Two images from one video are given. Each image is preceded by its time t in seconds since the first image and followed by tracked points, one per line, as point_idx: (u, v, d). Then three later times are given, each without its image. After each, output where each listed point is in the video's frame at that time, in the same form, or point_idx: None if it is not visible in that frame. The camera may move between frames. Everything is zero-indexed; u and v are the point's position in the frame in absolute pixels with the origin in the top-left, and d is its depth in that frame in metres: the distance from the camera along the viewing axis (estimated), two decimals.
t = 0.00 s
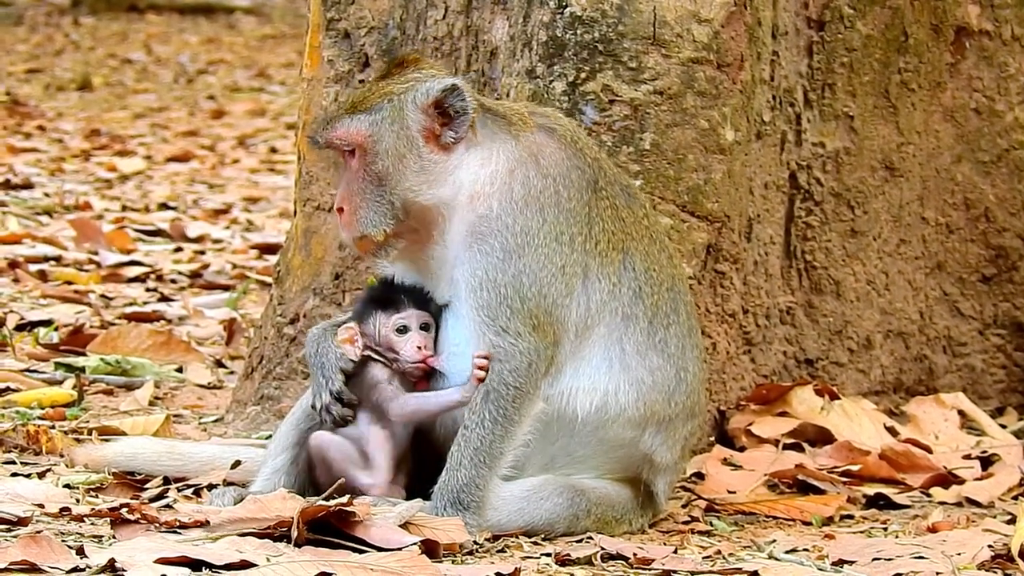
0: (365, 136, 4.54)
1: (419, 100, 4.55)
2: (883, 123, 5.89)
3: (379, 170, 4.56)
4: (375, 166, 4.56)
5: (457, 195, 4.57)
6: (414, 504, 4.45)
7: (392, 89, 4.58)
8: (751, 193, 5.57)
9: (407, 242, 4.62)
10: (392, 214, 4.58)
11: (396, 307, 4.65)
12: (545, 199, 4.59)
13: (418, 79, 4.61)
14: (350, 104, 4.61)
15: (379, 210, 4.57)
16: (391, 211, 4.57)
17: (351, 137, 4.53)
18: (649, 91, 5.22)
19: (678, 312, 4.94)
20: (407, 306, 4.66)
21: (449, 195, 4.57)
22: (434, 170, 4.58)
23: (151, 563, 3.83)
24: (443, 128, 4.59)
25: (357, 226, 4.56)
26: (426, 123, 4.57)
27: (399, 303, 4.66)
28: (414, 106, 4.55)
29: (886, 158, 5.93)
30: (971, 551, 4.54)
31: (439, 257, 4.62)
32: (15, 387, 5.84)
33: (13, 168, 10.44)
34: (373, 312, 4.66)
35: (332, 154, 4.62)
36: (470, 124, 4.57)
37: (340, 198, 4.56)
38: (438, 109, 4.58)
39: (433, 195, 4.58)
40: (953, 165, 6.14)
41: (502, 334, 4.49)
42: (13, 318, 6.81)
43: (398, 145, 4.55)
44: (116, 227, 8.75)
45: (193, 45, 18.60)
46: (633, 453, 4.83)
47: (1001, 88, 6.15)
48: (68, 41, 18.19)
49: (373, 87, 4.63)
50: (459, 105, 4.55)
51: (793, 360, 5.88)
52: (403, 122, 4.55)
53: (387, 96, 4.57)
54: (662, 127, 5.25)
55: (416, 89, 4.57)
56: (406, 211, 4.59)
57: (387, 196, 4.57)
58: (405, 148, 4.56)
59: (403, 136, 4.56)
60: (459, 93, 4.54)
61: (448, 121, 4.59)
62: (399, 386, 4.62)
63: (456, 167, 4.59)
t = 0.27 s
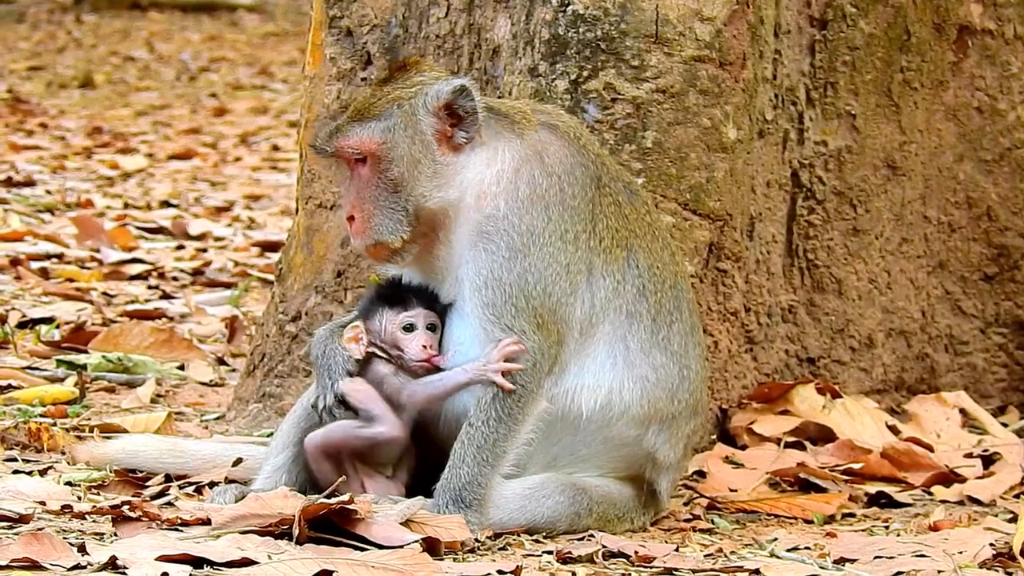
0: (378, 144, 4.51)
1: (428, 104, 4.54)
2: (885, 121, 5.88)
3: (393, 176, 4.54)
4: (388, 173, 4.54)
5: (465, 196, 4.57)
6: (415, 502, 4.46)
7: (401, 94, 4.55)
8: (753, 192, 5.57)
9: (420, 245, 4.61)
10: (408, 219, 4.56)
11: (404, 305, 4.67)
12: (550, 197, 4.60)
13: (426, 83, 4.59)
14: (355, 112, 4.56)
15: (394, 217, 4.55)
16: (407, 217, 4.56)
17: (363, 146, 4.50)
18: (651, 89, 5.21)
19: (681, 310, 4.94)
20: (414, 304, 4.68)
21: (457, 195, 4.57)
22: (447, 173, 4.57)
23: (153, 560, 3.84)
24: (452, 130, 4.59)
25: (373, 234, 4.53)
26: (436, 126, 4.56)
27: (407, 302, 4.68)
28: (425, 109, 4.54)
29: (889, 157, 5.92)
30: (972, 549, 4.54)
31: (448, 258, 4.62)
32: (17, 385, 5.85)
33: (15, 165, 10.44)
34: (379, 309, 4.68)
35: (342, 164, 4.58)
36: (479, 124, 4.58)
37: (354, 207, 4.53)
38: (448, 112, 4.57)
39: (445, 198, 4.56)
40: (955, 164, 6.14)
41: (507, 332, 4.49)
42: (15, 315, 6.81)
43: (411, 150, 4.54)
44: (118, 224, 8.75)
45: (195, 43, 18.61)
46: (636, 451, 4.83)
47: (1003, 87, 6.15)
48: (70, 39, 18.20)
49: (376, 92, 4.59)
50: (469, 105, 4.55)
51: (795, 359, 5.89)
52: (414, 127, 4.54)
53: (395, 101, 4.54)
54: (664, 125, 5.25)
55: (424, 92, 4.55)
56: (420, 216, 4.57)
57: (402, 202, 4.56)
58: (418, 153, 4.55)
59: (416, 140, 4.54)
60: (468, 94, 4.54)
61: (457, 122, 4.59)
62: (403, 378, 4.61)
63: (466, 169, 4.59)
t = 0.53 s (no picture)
0: (381, 148, 4.53)
1: (430, 106, 4.55)
2: (884, 117, 5.88)
3: (396, 179, 4.55)
4: (393, 177, 4.55)
5: (465, 196, 4.56)
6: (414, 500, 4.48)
7: (402, 98, 4.57)
8: (751, 188, 5.57)
9: (424, 247, 4.62)
10: (413, 222, 4.58)
11: (404, 303, 4.65)
12: (549, 195, 4.60)
13: (426, 85, 4.60)
14: (357, 116, 4.58)
15: (399, 220, 4.56)
16: (412, 221, 4.57)
17: (366, 150, 4.52)
18: (649, 86, 5.21)
19: (680, 306, 4.95)
20: (415, 302, 4.65)
21: (458, 195, 4.56)
22: (451, 174, 4.58)
23: (152, 559, 3.84)
24: (454, 131, 4.59)
25: (378, 237, 4.56)
26: (438, 127, 4.57)
27: (408, 299, 4.66)
28: (427, 112, 4.55)
29: (887, 152, 5.92)
30: (971, 545, 4.55)
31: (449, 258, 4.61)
32: (16, 384, 5.85)
33: (14, 164, 10.44)
34: (380, 305, 4.64)
35: (346, 170, 4.61)
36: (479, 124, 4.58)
37: (358, 212, 4.55)
38: (449, 113, 4.58)
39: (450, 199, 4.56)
40: (953, 160, 6.14)
41: (507, 330, 4.49)
42: (14, 314, 6.81)
43: (414, 153, 4.55)
44: (118, 223, 8.75)
45: (194, 41, 18.61)
46: (635, 448, 4.83)
47: (1001, 82, 6.15)
48: (69, 38, 18.19)
49: (377, 95, 4.60)
50: (469, 105, 4.55)
51: (794, 355, 5.88)
52: (416, 130, 4.55)
53: (397, 105, 4.56)
54: (662, 122, 5.25)
55: (425, 95, 4.56)
56: (424, 218, 4.58)
57: (407, 205, 4.57)
58: (422, 156, 4.56)
59: (419, 143, 4.55)
60: (468, 94, 4.54)
61: (458, 123, 4.59)
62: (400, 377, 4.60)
63: (468, 169, 4.58)
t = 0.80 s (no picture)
0: (385, 150, 4.50)
1: (432, 107, 4.54)
2: (885, 118, 5.88)
3: (400, 182, 4.53)
4: (397, 179, 4.53)
5: (467, 197, 4.55)
6: (414, 500, 4.47)
7: (404, 100, 4.54)
8: (752, 188, 5.57)
9: (426, 251, 4.60)
10: (417, 225, 4.55)
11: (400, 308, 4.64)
12: (549, 195, 4.61)
13: (427, 86, 4.59)
14: (357, 119, 4.54)
15: (404, 222, 4.54)
16: (416, 223, 4.55)
17: (370, 152, 4.49)
18: (650, 86, 5.21)
19: (680, 305, 4.96)
20: (410, 308, 4.65)
21: (460, 197, 4.55)
22: (455, 176, 4.56)
23: (153, 559, 3.84)
24: (455, 132, 4.59)
25: (383, 240, 4.53)
26: (440, 128, 4.56)
27: (403, 305, 4.66)
28: (430, 113, 4.54)
29: (888, 153, 5.92)
30: (972, 546, 4.55)
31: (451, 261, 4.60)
32: (17, 384, 5.84)
33: (14, 164, 10.43)
34: (376, 310, 4.62)
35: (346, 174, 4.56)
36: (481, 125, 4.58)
37: (361, 215, 4.51)
38: (451, 114, 4.57)
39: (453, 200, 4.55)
40: (954, 160, 6.14)
41: (508, 331, 4.49)
42: (15, 314, 6.81)
43: (417, 156, 4.53)
44: (118, 223, 8.75)
45: (194, 41, 18.61)
46: (635, 449, 4.83)
47: (1002, 83, 6.15)
48: (69, 37, 18.19)
49: (378, 97, 4.57)
50: (471, 106, 4.55)
51: (795, 356, 5.88)
52: (419, 131, 4.53)
53: (399, 106, 4.53)
54: (663, 122, 5.25)
55: (427, 96, 4.55)
56: (429, 221, 4.56)
57: (411, 207, 4.54)
58: (426, 157, 4.54)
59: (423, 145, 4.53)
60: (470, 95, 4.54)
61: (460, 124, 4.58)
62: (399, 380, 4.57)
63: (470, 170, 4.58)
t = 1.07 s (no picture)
0: (388, 155, 4.46)
1: (433, 111, 4.52)
2: (885, 119, 5.88)
3: (403, 186, 4.49)
4: (400, 184, 4.49)
5: (467, 201, 4.55)
6: (414, 502, 4.42)
7: (404, 104, 4.51)
8: (752, 189, 5.57)
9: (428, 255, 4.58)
10: (419, 229, 4.52)
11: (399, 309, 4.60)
12: (547, 196, 4.61)
13: (426, 90, 4.56)
14: (357, 124, 4.49)
15: (407, 227, 4.50)
16: (419, 227, 4.52)
17: (373, 157, 4.44)
18: (650, 88, 5.21)
19: (679, 300, 4.98)
20: (408, 308, 4.61)
21: (461, 201, 4.55)
22: (456, 180, 4.56)
23: (153, 560, 3.84)
24: (455, 135, 4.57)
25: (385, 244, 4.49)
26: (441, 132, 4.54)
27: (401, 306, 4.61)
28: (431, 116, 4.52)
29: (888, 154, 5.92)
30: (972, 547, 4.55)
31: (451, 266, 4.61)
32: (17, 384, 5.84)
33: (14, 164, 10.44)
34: (375, 316, 4.58)
35: (346, 179, 4.51)
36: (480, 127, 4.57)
37: (363, 220, 4.47)
38: (451, 118, 4.55)
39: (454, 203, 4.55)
40: (954, 162, 6.14)
41: (509, 332, 4.49)
42: (15, 315, 6.81)
43: (419, 160, 4.50)
44: (118, 224, 8.74)
45: (195, 41, 18.61)
46: (635, 448, 4.84)
47: (1002, 84, 6.15)
48: (69, 37, 18.19)
49: (377, 102, 4.52)
50: (471, 108, 4.54)
51: (795, 357, 5.88)
52: (421, 135, 4.50)
53: (400, 111, 4.50)
54: (663, 123, 5.25)
55: (427, 100, 4.52)
56: (431, 224, 4.54)
57: (413, 212, 4.51)
58: (428, 161, 4.52)
59: (425, 149, 4.51)
60: (469, 98, 4.53)
61: (459, 127, 4.57)
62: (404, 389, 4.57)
63: (470, 173, 4.57)
